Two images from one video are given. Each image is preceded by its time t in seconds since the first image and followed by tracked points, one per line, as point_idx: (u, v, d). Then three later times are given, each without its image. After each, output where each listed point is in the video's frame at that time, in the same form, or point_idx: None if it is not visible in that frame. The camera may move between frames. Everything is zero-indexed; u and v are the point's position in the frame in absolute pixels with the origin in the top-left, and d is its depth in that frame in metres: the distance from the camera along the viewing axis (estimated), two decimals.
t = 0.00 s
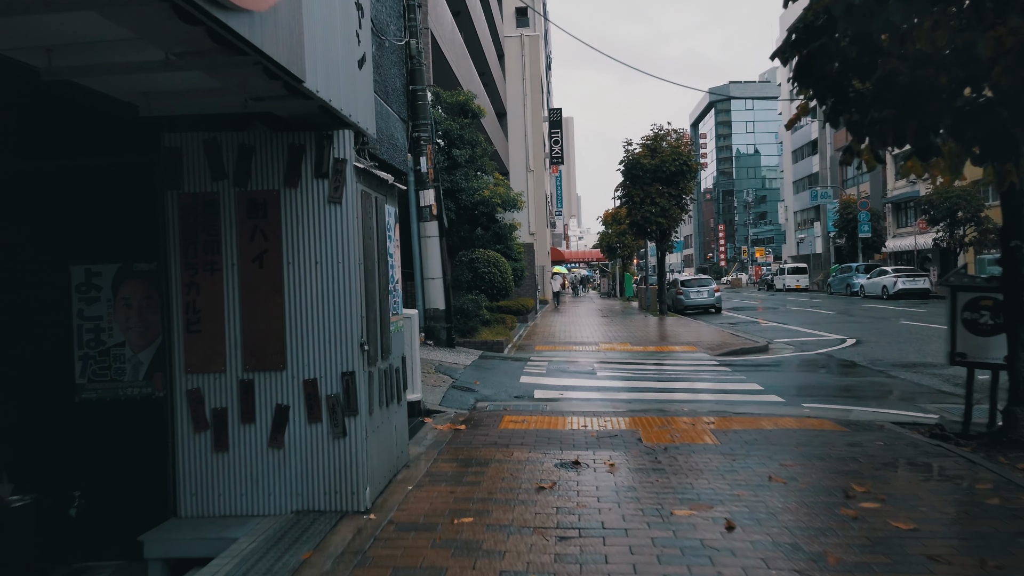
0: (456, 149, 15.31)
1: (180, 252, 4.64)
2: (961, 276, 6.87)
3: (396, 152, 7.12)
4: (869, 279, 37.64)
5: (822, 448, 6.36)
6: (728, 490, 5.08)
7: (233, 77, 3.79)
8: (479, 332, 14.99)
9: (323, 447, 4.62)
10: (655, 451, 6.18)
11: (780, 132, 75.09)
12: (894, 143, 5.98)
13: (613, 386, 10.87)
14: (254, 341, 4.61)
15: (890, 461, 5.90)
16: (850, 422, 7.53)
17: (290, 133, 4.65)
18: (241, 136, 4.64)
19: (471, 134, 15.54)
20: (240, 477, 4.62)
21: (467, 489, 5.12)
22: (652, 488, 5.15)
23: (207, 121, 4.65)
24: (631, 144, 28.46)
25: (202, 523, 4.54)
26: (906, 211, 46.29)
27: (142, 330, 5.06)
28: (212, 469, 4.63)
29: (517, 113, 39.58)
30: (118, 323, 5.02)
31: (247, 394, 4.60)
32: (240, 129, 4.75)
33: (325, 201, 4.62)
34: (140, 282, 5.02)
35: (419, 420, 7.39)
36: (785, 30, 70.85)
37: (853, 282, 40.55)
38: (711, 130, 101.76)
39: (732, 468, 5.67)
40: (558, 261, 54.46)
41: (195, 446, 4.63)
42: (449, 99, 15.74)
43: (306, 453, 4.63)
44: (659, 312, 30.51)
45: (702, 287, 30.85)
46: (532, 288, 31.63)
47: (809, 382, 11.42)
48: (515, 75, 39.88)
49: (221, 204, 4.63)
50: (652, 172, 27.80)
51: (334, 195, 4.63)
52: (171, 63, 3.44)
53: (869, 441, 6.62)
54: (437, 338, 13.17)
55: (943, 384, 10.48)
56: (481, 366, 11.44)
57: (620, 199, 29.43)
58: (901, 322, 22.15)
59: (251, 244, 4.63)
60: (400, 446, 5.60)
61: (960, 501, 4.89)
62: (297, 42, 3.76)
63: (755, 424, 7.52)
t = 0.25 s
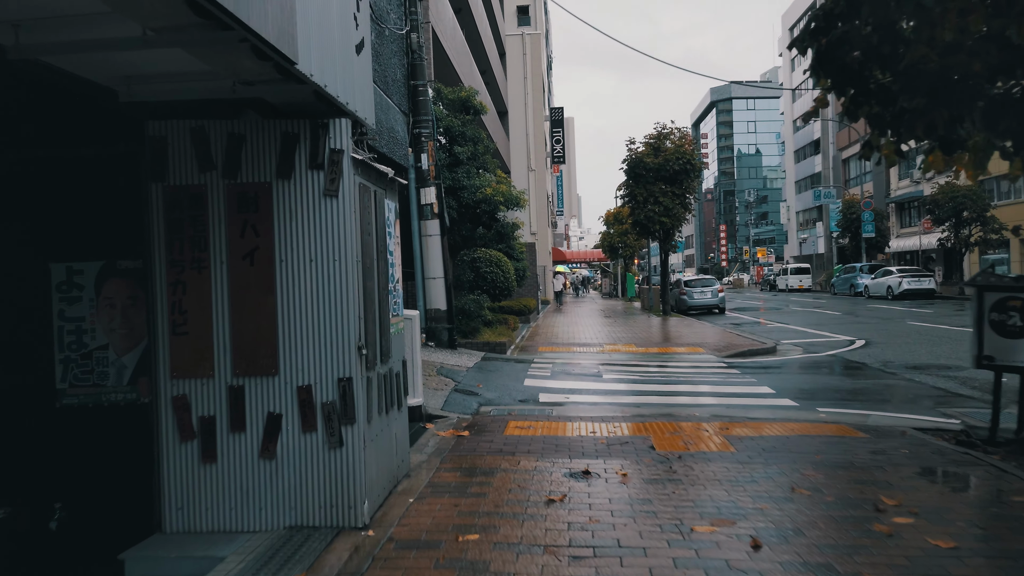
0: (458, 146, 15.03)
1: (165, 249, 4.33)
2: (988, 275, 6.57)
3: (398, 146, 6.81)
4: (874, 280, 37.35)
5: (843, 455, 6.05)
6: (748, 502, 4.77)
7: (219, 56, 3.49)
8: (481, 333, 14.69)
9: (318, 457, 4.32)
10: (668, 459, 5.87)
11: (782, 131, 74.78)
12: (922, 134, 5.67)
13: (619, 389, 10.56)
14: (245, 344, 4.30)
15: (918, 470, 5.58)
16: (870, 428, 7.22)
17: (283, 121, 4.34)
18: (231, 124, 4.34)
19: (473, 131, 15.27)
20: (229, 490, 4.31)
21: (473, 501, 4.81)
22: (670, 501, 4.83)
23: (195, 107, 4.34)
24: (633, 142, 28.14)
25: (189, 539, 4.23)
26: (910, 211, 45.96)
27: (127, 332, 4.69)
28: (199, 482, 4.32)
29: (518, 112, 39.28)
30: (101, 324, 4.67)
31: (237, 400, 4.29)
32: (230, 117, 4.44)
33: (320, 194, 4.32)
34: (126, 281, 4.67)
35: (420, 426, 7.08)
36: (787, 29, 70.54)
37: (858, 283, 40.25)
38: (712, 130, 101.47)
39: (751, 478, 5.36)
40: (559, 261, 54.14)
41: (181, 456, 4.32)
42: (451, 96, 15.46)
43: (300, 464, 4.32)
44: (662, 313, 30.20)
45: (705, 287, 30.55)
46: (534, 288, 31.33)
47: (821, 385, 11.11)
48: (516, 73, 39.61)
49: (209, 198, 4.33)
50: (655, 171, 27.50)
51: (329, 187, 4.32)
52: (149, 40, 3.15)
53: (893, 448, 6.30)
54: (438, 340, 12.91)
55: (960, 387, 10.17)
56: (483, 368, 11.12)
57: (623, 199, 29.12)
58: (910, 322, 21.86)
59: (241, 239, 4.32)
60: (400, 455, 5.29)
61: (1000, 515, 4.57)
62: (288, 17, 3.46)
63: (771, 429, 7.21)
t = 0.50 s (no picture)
0: (458, 145, 14.74)
1: (144, 251, 4.02)
2: (1014, 278, 6.27)
3: (396, 143, 6.50)
4: (877, 280, 37.04)
5: (865, 468, 5.74)
6: (768, 521, 4.46)
7: (196, 39, 3.18)
8: (482, 336, 14.38)
9: (308, 476, 4.01)
10: (679, 472, 5.56)
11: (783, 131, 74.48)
12: (954, 126, 5.33)
13: (624, 394, 10.25)
14: (229, 353, 4.00)
15: (947, 485, 5.26)
16: (889, 438, 6.90)
17: (270, 113, 4.03)
18: (215, 116, 4.03)
19: (473, 129, 14.98)
20: (211, 511, 4.01)
21: (475, 519, 4.50)
22: (685, 519, 4.52)
23: (177, 100, 4.04)
24: (635, 142, 27.82)
25: (168, 564, 3.93)
26: (913, 211, 45.63)
27: (107, 340, 4.38)
28: (180, 501, 4.02)
29: (518, 111, 38.98)
30: (78, 332, 4.36)
31: (221, 414, 4.00)
32: (215, 109, 4.12)
33: (310, 192, 4.00)
34: (104, 285, 4.37)
35: (419, 436, 6.77)
36: (788, 29, 70.25)
37: (861, 283, 39.96)
38: (713, 130, 101.17)
39: (769, 493, 5.05)
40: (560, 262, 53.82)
41: (161, 474, 4.02)
42: (451, 93, 15.16)
43: (288, 484, 4.01)
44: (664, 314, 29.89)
45: (708, 288, 30.24)
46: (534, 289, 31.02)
47: (831, 389, 10.80)
48: (517, 72, 39.33)
49: (192, 196, 4.02)
50: (658, 171, 27.20)
51: (320, 185, 4.01)
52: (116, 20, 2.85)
53: (916, 459, 6.00)
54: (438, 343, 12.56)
55: (976, 393, 9.85)
56: (485, 373, 10.81)
57: (624, 199, 28.82)
58: (917, 324, 21.55)
59: (225, 241, 4.01)
60: (398, 469, 4.98)
61: None
62: None
63: (785, 438, 6.90)
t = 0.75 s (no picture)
0: (457, 141, 14.46)
1: (112, 244, 3.69)
2: None
3: (390, 134, 6.18)
4: (881, 280, 36.72)
5: (885, 476, 5.43)
6: (787, 536, 4.14)
7: (161, 8, 2.87)
8: (481, 336, 14.07)
9: (289, 489, 3.70)
10: (689, 481, 5.25)
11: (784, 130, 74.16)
12: (983, 113, 4.99)
13: (628, 397, 9.93)
14: (203, 357, 3.68)
15: (975, 496, 4.94)
16: (908, 444, 6.58)
17: (249, 95, 3.70)
18: (189, 98, 3.70)
19: (472, 126, 14.68)
20: (185, 527, 3.70)
21: (473, 534, 4.18)
22: (699, 534, 4.21)
23: (148, 81, 3.73)
24: (637, 140, 27.50)
25: None
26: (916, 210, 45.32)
27: (76, 341, 4.00)
28: (151, 517, 3.71)
29: (518, 110, 38.65)
30: (45, 333, 3.99)
31: (194, 422, 3.68)
32: (189, 91, 3.80)
33: (291, 180, 3.68)
34: (74, 282, 3.99)
35: (414, 442, 6.45)
36: (789, 28, 69.94)
37: (864, 283, 39.64)
38: (713, 129, 100.86)
39: (786, 505, 4.73)
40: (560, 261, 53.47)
41: (130, 488, 3.71)
42: (449, 89, 14.85)
43: (267, 498, 3.70)
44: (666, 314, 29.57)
45: (710, 288, 29.93)
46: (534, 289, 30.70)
47: (841, 391, 10.49)
48: (517, 70, 39.02)
49: (163, 185, 3.70)
50: (659, 169, 26.89)
51: (303, 173, 3.69)
52: None
53: (939, 467, 5.69)
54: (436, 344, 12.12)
55: (992, 395, 9.53)
56: (484, 374, 10.48)
57: (626, 197, 28.50)
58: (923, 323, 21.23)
59: (199, 234, 3.67)
60: (390, 478, 4.67)
61: None
62: None
63: (797, 443, 6.59)
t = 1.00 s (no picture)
0: (455, 140, 14.15)
1: (74, 248, 3.37)
2: None
3: (383, 129, 5.85)
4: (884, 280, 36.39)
5: (908, 492, 5.11)
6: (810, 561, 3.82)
7: None
8: (480, 339, 13.75)
9: (267, 516, 3.38)
10: (700, 497, 4.92)
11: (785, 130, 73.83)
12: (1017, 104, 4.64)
13: (631, 403, 9.60)
14: (174, 371, 3.36)
15: (1008, 515, 4.63)
16: (928, 455, 6.25)
17: (223, 83, 3.38)
18: (158, 86, 3.39)
19: (470, 124, 14.37)
20: (153, 557, 3.38)
21: (469, 561, 3.85)
22: (714, 559, 3.89)
23: (113, 67, 3.40)
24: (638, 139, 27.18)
25: None
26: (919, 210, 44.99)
27: (39, 352, 3.66)
28: (116, 545, 3.39)
29: (518, 109, 38.33)
30: (5, 343, 3.67)
31: (163, 442, 3.36)
32: (159, 80, 3.48)
33: (269, 176, 3.37)
34: (37, 287, 3.66)
35: (409, 455, 6.12)
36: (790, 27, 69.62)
37: (866, 283, 39.30)
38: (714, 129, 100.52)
39: (805, 525, 4.41)
40: (560, 262, 53.13)
41: (94, 514, 3.39)
42: (446, 86, 14.54)
43: (243, 525, 3.38)
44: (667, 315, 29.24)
45: (712, 288, 29.59)
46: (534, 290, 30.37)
47: (851, 396, 10.16)
48: (516, 69, 38.70)
49: (130, 182, 3.38)
50: (661, 169, 26.57)
51: (282, 169, 3.38)
52: None
53: (964, 481, 5.36)
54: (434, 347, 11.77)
55: (1009, 401, 9.20)
56: (483, 380, 10.15)
57: (626, 197, 28.18)
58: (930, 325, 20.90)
59: (168, 235, 3.35)
60: (381, 499, 4.35)
61: None
62: None
63: (811, 454, 6.27)
